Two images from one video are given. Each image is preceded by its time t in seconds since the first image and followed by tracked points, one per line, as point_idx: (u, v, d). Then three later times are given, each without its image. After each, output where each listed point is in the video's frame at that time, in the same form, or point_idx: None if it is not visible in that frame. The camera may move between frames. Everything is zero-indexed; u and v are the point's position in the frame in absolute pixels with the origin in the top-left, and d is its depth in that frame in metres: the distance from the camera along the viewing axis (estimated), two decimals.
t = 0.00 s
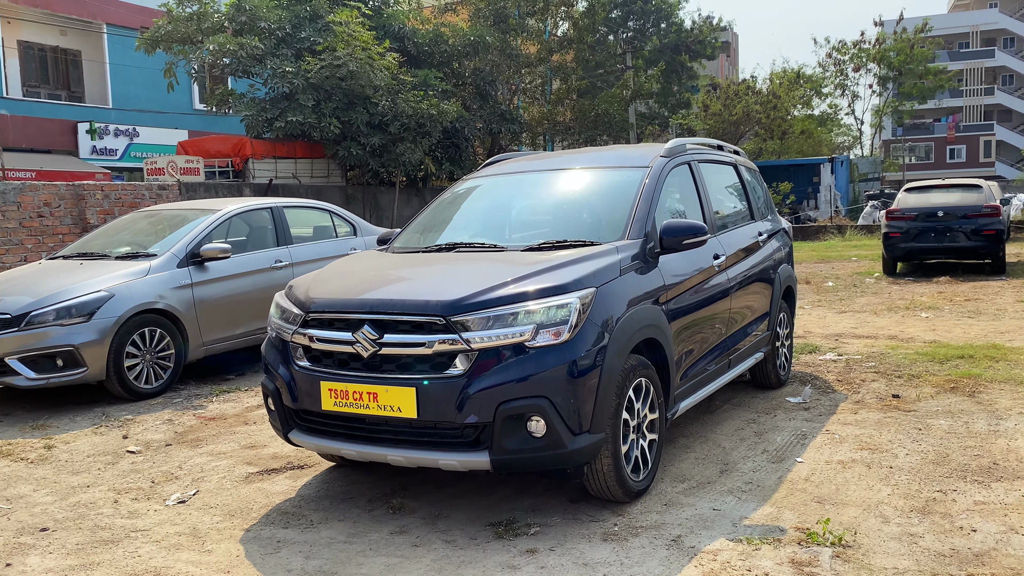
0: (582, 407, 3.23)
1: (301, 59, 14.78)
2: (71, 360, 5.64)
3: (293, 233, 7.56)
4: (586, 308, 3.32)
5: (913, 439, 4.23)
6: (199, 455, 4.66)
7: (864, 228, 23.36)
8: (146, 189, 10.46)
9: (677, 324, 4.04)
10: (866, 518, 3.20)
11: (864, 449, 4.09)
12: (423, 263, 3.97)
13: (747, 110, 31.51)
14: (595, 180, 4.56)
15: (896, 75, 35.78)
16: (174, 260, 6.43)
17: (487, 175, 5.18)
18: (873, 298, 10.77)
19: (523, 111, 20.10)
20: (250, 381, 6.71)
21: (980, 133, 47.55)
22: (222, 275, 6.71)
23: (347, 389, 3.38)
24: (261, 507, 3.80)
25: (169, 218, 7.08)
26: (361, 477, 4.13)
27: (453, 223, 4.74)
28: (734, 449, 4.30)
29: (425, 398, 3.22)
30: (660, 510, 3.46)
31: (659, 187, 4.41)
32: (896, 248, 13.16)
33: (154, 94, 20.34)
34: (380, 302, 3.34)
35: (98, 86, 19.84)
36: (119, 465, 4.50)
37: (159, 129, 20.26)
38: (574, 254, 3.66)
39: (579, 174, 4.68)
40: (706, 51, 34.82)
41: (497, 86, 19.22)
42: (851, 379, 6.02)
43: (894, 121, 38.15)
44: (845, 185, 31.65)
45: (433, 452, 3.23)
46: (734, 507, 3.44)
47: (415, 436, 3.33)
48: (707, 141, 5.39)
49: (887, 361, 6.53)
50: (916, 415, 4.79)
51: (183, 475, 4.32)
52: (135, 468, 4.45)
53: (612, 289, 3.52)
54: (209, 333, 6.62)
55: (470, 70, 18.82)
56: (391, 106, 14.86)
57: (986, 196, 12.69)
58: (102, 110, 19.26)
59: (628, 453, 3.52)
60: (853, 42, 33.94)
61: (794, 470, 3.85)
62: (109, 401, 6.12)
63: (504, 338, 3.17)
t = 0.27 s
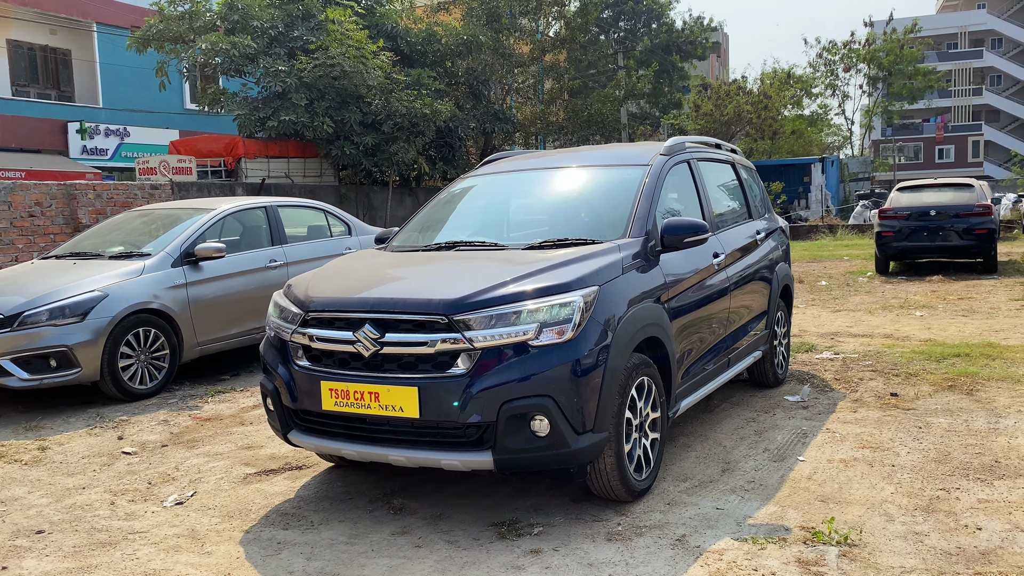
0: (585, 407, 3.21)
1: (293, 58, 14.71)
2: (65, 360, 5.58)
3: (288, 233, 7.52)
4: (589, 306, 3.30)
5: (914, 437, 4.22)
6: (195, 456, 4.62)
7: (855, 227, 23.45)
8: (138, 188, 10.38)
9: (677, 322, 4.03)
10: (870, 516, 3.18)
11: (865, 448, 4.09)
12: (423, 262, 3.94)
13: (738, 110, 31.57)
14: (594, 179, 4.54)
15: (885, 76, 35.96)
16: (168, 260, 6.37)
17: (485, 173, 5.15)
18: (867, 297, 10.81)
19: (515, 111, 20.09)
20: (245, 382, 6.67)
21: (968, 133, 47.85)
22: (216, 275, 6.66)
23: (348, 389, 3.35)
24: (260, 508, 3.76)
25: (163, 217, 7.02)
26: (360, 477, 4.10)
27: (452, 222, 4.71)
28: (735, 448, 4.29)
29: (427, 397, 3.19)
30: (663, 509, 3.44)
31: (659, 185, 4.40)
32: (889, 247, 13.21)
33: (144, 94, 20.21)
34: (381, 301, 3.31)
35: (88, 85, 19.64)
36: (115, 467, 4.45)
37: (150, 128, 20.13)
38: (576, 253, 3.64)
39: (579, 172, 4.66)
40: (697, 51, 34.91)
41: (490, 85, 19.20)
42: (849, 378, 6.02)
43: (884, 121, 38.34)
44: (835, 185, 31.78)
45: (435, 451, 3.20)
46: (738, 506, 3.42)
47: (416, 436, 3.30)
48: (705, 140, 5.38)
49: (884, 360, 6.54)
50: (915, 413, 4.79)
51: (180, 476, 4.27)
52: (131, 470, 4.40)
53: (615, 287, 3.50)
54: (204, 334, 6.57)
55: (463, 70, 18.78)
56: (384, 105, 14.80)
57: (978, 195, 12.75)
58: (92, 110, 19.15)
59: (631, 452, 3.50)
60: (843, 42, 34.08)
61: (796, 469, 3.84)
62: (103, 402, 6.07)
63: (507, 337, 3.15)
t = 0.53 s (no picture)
0: (595, 406, 3.18)
1: (284, 56, 14.62)
2: (58, 361, 5.50)
3: (281, 231, 7.47)
4: (598, 305, 3.27)
5: (917, 435, 4.22)
6: (194, 457, 4.56)
7: (843, 225, 23.59)
8: (127, 186, 10.26)
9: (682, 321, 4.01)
10: (880, 515, 3.17)
11: (870, 446, 4.08)
12: (426, 261, 3.90)
13: (726, 109, 31.68)
14: (597, 177, 4.50)
15: (871, 75, 36.20)
16: (162, 259, 6.30)
17: (485, 171, 5.12)
18: (859, 295, 10.86)
19: (506, 109, 20.07)
20: (240, 382, 6.61)
21: (952, 132, 48.30)
22: (210, 274, 6.60)
23: (353, 389, 3.30)
24: (262, 510, 3.71)
25: (155, 216, 6.95)
26: (362, 478, 4.06)
27: (453, 220, 4.67)
28: (739, 446, 4.28)
29: (434, 398, 3.16)
30: (672, 509, 3.41)
31: (663, 183, 4.37)
32: (879, 245, 13.27)
33: (131, 92, 20.02)
34: (386, 300, 3.28)
35: (74, 83, 19.37)
36: (112, 469, 4.38)
37: (136, 127, 19.91)
38: (582, 252, 3.61)
39: (581, 170, 4.63)
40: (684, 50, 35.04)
41: (480, 84, 19.17)
42: (847, 376, 6.04)
43: (869, 120, 38.60)
44: (823, 184, 31.97)
45: (443, 452, 3.16)
46: (746, 506, 3.40)
47: (423, 436, 3.26)
48: (706, 138, 5.36)
49: (881, 358, 6.56)
50: (916, 411, 4.80)
51: (179, 477, 4.21)
52: (129, 472, 4.33)
53: (623, 287, 3.47)
54: (198, 334, 6.50)
55: (453, 68, 18.74)
56: (375, 103, 14.70)
57: (967, 193, 12.83)
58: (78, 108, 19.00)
59: (639, 452, 3.47)
60: (829, 42, 34.29)
61: (802, 468, 3.83)
62: (97, 403, 5.99)
63: (515, 336, 3.11)
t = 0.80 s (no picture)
0: (604, 406, 3.16)
1: (271, 53, 14.52)
2: (49, 361, 5.42)
3: (273, 230, 7.40)
4: (606, 304, 3.25)
5: (918, 433, 4.24)
6: (190, 459, 4.50)
7: (828, 224, 23.77)
8: (114, 184, 10.14)
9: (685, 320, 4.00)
10: (888, 514, 3.17)
11: (872, 444, 4.09)
12: (429, 260, 3.87)
13: (711, 109, 31.82)
14: (599, 174, 4.48)
15: (854, 75, 36.50)
16: (154, 258, 6.22)
17: (483, 169, 5.08)
18: (848, 293, 10.93)
19: (493, 108, 20.06)
20: (233, 382, 6.54)
21: (933, 132, 48.77)
22: (203, 273, 6.52)
23: (359, 389, 3.26)
24: (264, 512, 3.66)
25: (146, 214, 6.86)
26: (364, 480, 4.02)
27: (453, 218, 4.63)
28: (741, 445, 4.28)
29: (442, 398, 3.12)
30: (679, 509, 3.40)
31: (665, 181, 4.36)
32: (867, 244, 13.36)
33: (115, 89, 19.78)
34: (393, 299, 3.24)
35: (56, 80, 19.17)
36: (108, 471, 4.32)
37: (120, 125, 19.73)
38: (588, 250, 3.59)
39: (582, 168, 4.60)
40: (669, 50, 35.16)
41: (469, 82, 19.12)
42: (843, 374, 6.06)
43: (852, 119, 38.90)
44: (807, 183, 32.19)
45: (451, 453, 3.13)
46: (753, 505, 3.39)
47: (430, 437, 3.23)
48: (704, 136, 5.36)
49: (876, 356, 6.60)
50: (915, 409, 4.82)
51: (177, 479, 4.15)
52: (125, 474, 4.27)
53: (629, 285, 3.46)
54: (191, 333, 6.42)
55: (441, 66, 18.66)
56: (364, 101, 14.59)
57: (954, 192, 12.94)
58: (61, 105, 18.75)
59: (646, 451, 3.46)
60: (813, 41, 34.53)
61: (807, 466, 3.83)
62: (88, 404, 5.90)
63: (524, 336, 3.09)
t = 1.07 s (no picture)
0: (610, 402, 3.13)
1: (257, 49, 14.38)
2: (37, 359, 5.32)
3: (262, 226, 7.32)
4: (612, 299, 3.23)
5: (917, 427, 4.25)
6: (184, 457, 4.43)
7: (812, 222, 23.93)
8: (98, 180, 9.99)
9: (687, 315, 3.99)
10: (894, 508, 3.16)
11: (872, 439, 4.09)
12: (429, 255, 3.83)
13: (694, 106, 31.93)
14: (598, 168, 4.46)
15: (836, 74, 36.77)
16: (143, 254, 6.12)
17: (480, 164, 5.04)
18: (836, 290, 11.00)
19: (480, 104, 20.00)
20: (224, 379, 6.46)
21: (913, 130, 49.24)
22: (192, 270, 6.43)
23: (362, 385, 3.22)
24: (263, 510, 3.60)
25: (134, 210, 6.75)
26: (363, 477, 3.97)
27: (451, 213, 4.59)
28: (741, 441, 4.27)
29: (447, 394, 3.09)
30: (684, 505, 3.38)
31: (665, 176, 4.34)
32: (853, 241, 13.44)
33: (94, 84, 19.49)
34: (396, 294, 3.20)
35: (35, 75, 18.62)
36: (100, 470, 4.24)
37: (101, 121, 19.50)
38: (591, 244, 3.56)
39: (581, 162, 4.57)
40: (653, 48, 35.29)
41: (455, 79, 19.03)
42: (837, 370, 6.08)
43: (834, 117, 39.20)
44: (790, 180, 32.38)
45: (456, 450, 3.09)
46: (758, 500, 3.38)
47: (434, 433, 3.19)
48: (700, 131, 5.34)
49: (868, 352, 6.64)
50: (911, 404, 4.84)
51: (171, 478, 4.09)
52: (117, 473, 4.19)
53: (634, 280, 3.43)
54: (180, 330, 6.33)
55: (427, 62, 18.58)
56: (350, 97, 14.47)
57: (939, 189, 13.05)
58: (40, 100, 18.44)
59: (650, 447, 3.44)
60: (796, 40, 34.74)
61: (808, 461, 3.83)
62: (76, 402, 5.81)
63: (530, 331, 3.06)
